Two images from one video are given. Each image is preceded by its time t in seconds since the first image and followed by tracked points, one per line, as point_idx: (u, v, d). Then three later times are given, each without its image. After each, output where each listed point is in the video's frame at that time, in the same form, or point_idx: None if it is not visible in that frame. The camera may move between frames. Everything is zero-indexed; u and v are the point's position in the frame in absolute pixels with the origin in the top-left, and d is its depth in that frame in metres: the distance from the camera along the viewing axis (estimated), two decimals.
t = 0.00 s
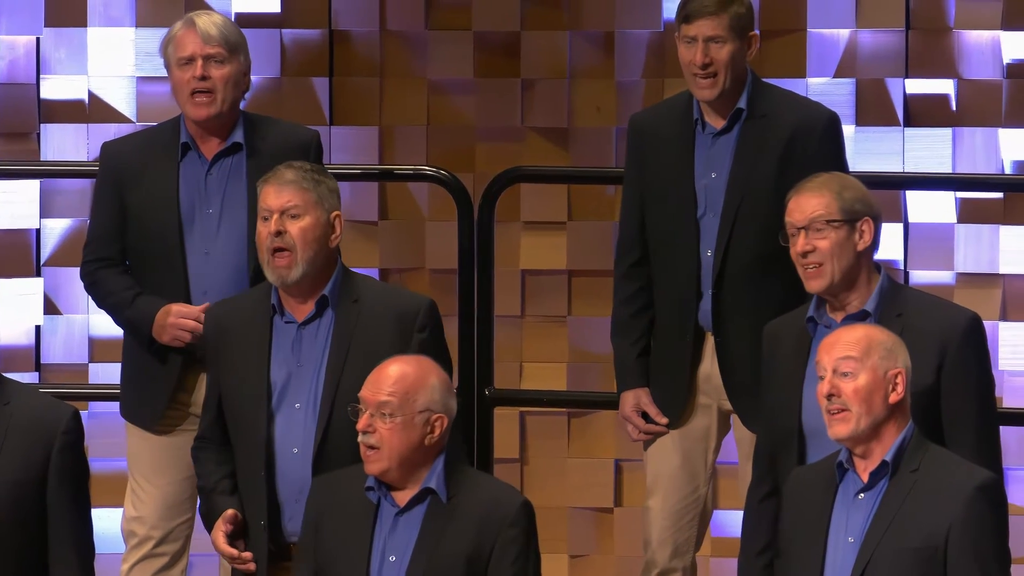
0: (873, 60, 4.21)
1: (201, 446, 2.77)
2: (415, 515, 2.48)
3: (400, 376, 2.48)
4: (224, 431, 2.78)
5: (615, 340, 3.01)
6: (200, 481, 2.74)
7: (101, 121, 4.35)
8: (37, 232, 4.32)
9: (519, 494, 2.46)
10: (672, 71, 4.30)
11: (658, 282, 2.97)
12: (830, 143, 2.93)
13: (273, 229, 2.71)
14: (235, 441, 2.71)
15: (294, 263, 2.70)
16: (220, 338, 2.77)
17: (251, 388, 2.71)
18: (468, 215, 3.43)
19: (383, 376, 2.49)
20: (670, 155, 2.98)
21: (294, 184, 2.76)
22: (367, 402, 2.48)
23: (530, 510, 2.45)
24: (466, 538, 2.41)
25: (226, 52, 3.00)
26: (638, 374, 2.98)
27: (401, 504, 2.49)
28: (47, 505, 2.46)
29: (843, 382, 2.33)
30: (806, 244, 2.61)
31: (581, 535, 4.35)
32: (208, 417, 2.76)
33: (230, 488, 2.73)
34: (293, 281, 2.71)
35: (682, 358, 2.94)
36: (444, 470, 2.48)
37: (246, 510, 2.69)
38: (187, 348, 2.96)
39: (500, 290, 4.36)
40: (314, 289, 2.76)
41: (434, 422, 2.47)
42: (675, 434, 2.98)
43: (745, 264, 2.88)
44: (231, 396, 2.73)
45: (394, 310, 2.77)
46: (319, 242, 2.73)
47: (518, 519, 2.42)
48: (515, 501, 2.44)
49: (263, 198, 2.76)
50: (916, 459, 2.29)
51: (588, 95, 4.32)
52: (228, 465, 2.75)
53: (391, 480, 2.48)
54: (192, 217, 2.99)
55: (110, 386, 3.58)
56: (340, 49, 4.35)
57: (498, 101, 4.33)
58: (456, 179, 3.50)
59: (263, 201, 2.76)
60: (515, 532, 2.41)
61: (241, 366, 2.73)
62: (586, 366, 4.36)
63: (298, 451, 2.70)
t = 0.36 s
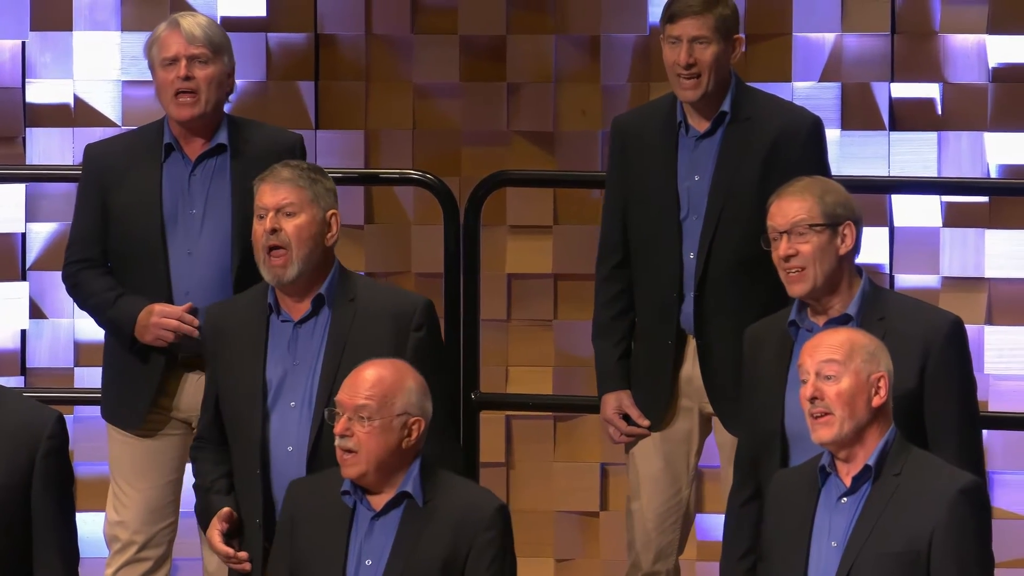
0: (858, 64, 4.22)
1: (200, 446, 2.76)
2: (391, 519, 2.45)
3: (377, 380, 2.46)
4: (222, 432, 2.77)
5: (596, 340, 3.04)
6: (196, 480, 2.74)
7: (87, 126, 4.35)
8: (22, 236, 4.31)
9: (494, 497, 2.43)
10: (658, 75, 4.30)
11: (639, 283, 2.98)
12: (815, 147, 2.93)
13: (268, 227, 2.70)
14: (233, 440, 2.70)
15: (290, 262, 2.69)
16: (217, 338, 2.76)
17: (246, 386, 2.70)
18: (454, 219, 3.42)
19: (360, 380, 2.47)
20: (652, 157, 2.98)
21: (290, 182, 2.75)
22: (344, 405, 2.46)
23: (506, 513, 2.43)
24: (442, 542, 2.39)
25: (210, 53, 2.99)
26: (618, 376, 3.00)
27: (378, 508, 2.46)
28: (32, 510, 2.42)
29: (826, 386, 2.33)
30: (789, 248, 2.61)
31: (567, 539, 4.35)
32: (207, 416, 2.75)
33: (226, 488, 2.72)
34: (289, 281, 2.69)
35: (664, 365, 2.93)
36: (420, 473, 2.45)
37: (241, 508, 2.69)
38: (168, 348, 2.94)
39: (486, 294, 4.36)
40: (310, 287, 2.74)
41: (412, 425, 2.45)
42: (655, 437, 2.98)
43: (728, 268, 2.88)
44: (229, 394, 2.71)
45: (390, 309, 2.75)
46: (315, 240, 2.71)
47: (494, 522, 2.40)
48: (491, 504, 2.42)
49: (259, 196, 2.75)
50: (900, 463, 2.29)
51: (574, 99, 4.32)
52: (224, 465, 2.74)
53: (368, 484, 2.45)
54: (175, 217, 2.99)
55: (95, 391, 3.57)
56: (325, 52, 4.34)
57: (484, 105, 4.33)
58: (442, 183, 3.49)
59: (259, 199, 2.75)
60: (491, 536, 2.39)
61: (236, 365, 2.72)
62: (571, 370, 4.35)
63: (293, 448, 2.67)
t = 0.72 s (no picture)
0: (844, 69, 4.23)
1: (196, 446, 2.75)
2: (368, 523, 2.44)
3: (355, 382, 2.44)
4: (219, 433, 2.75)
5: (578, 343, 3.05)
6: (190, 482, 2.74)
7: (73, 130, 4.34)
8: (8, 239, 4.29)
9: (471, 500, 2.43)
10: (644, 79, 4.29)
11: (620, 286, 2.98)
12: (797, 151, 2.94)
13: (270, 228, 2.69)
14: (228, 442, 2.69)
15: (291, 264, 2.67)
16: (215, 339, 2.73)
17: (243, 386, 2.68)
18: (440, 224, 3.42)
19: (338, 382, 2.45)
20: (635, 158, 2.98)
21: (292, 183, 2.73)
22: (323, 409, 2.44)
23: (484, 517, 2.42)
24: (420, 545, 2.38)
25: (193, 56, 2.98)
26: (602, 381, 3.00)
27: (355, 511, 2.45)
28: (15, 514, 2.40)
29: (812, 389, 2.33)
30: (771, 251, 2.61)
31: (553, 543, 4.34)
32: (205, 418, 2.73)
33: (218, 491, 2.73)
34: (288, 283, 2.67)
35: (646, 369, 2.94)
36: (397, 476, 2.44)
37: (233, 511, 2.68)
38: (150, 350, 2.93)
39: (472, 297, 4.36)
40: (309, 288, 2.72)
41: (391, 427, 2.44)
42: (637, 440, 2.99)
43: (710, 272, 2.88)
44: (227, 394, 2.69)
45: (387, 311, 2.70)
46: (315, 242, 2.69)
47: (472, 525, 2.39)
48: (467, 508, 2.41)
49: (260, 197, 2.73)
50: (883, 467, 2.29)
51: (560, 103, 4.32)
52: (218, 467, 2.74)
53: (348, 487, 2.44)
54: (158, 219, 2.98)
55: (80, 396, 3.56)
56: (312, 56, 4.34)
57: (470, 108, 4.33)
58: (430, 188, 3.48)
59: (260, 200, 2.73)
60: (468, 538, 2.38)
61: (233, 365, 2.70)
62: (557, 374, 4.35)
63: (288, 450, 2.66)
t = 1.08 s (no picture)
0: (830, 73, 4.24)
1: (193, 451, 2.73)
2: (348, 527, 2.44)
3: (336, 386, 2.44)
4: (216, 437, 2.73)
5: (562, 345, 3.03)
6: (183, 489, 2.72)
7: (59, 134, 4.34)
8: None
9: (451, 504, 2.42)
10: (630, 83, 4.29)
11: (603, 289, 2.99)
12: (781, 156, 2.94)
13: (272, 229, 2.69)
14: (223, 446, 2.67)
15: (292, 266, 2.67)
16: (215, 338, 2.73)
17: (239, 387, 2.67)
18: (426, 228, 3.41)
19: (318, 387, 2.44)
20: (619, 161, 2.98)
21: (296, 185, 2.73)
22: (305, 413, 2.43)
23: (464, 520, 2.42)
24: (400, 548, 2.38)
25: (178, 59, 2.97)
26: (585, 384, 3.00)
27: (335, 516, 2.44)
28: None
29: (802, 391, 2.33)
30: (748, 253, 2.61)
31: (539, 547, 4.34)
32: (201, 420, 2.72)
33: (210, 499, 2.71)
34: (288, 284, 2.67)
35: (628, 372, 2.94)
36: (377, 480, 2.44)
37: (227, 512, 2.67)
38: (133, 354, 2.92)
39: (458, 302, 4.36)
40: (309, 290, 2.71)
41: (373, 431, 2.44)
42: (621, 443, 2.98)
43: (693, 275, 2.88)
44: (224, 394, 2.68)
45: (387, 317, 2.68)
46: (317, 245, 2.70)
47: (452, 528, 2.39)
48: (448, 511, 2.40)
49: (263, 198, 2.74)
50: (869, 472, 2.29)
51: (546, 107, 4.32)
52: (211, 476, 2.72)
53: (328, 492, 2.43)
54: (141, 223, 2.97)
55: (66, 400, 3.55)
56: (298, 60, 4.34)
57: (456, 112, 4.33)
58: (415, 192, 3.47)
59: (263, 201, 2.74)
60: (448, 542, 2.38)
61: (230, 365, 2.69)
62: (543, 378, 4.35)
63: (283, 451, 2.64)
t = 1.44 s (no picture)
0: (815, 78, 4.25)
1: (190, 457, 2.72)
2: (333, 531, 2.43)
3: (323, 389, 2.43)
4: (212, 441, 2.72)
5: (545, 351, 3.03)
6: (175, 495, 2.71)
7: (45, 138, 4.34)
8: None
9: (436, 508, 2.42)
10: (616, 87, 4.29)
11: (587, 293, 2.98)
12: (764, 160, 2.95)
13: (271, 230, 2.69)
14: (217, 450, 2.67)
15: (291, 267, 2.67)
16: (212, 341, 2.71)
17: (234, 390, 2.66)
18: (413, 232, 3.40)
19: (305, 390, 2.43)
20: (603, 164, 2.98)
21: (297, 187, 2.73)
22: (292, 416, 2.42)
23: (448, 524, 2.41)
24: (384, 552, 2.37)
25: (163, 63, 2.97)
26: (570, 387, 3.00)
27: (319, 519, 2.44)
28: None
29: (787, 395, 2.34)
30: (726, 256, 2.62)
31: (526, 550, 4.33)
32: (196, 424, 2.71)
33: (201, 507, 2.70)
34: (287, 286, 2.67)
35: (613, 378, 2.93)
36: (361, 484, 2.43)
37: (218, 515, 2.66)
38: (116, 357, 2.90)
39: (444, 306, 4.36)
40: (307, 292, 2.70)
41: (359, 434, 2.44)
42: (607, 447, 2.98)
43: (677, 279, 2.89)
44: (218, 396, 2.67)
45: (385, 321, 2.67)
46: (317, 247, 2.69)
47: (437, 532, 2.38)
48: (432, 515, 2.40)
49: (264, 199, 2.73)
50: (855, 476, 2.29)
51: (532, 111, 4.32)
52: (204, 487, 2.71)
53: (312, 494, 2.43)
54: (125, 226, 2.96)
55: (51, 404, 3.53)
56: (284, 63, 4.33)
57: (443, 115, 4.33)
58: (401, 195, 3.46)
59: (264, 201, 2.73)
60: (433, 545, 2.38)
61: (226, 368, 2.68)
62: (530, 382, 4.34)
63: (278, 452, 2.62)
